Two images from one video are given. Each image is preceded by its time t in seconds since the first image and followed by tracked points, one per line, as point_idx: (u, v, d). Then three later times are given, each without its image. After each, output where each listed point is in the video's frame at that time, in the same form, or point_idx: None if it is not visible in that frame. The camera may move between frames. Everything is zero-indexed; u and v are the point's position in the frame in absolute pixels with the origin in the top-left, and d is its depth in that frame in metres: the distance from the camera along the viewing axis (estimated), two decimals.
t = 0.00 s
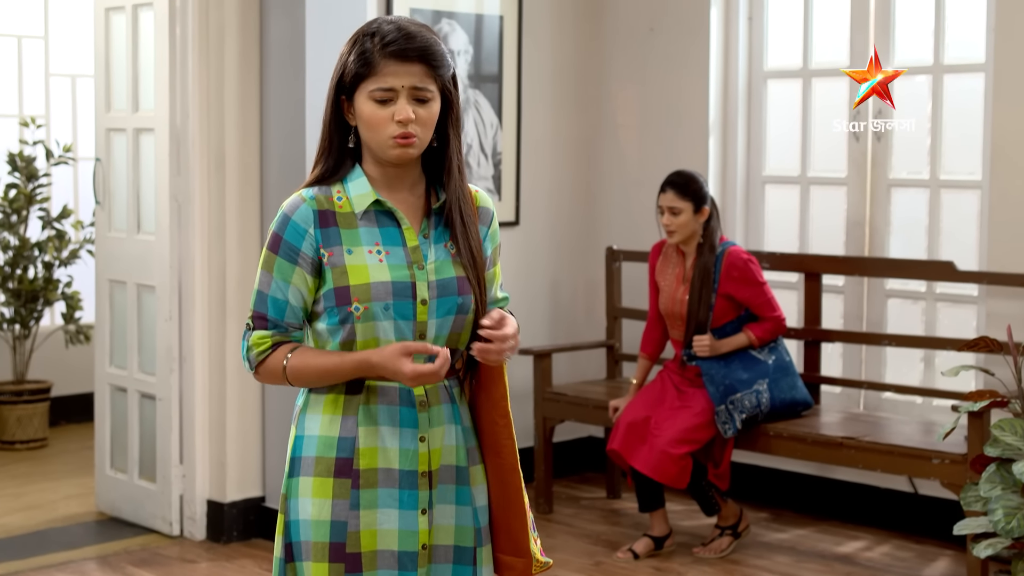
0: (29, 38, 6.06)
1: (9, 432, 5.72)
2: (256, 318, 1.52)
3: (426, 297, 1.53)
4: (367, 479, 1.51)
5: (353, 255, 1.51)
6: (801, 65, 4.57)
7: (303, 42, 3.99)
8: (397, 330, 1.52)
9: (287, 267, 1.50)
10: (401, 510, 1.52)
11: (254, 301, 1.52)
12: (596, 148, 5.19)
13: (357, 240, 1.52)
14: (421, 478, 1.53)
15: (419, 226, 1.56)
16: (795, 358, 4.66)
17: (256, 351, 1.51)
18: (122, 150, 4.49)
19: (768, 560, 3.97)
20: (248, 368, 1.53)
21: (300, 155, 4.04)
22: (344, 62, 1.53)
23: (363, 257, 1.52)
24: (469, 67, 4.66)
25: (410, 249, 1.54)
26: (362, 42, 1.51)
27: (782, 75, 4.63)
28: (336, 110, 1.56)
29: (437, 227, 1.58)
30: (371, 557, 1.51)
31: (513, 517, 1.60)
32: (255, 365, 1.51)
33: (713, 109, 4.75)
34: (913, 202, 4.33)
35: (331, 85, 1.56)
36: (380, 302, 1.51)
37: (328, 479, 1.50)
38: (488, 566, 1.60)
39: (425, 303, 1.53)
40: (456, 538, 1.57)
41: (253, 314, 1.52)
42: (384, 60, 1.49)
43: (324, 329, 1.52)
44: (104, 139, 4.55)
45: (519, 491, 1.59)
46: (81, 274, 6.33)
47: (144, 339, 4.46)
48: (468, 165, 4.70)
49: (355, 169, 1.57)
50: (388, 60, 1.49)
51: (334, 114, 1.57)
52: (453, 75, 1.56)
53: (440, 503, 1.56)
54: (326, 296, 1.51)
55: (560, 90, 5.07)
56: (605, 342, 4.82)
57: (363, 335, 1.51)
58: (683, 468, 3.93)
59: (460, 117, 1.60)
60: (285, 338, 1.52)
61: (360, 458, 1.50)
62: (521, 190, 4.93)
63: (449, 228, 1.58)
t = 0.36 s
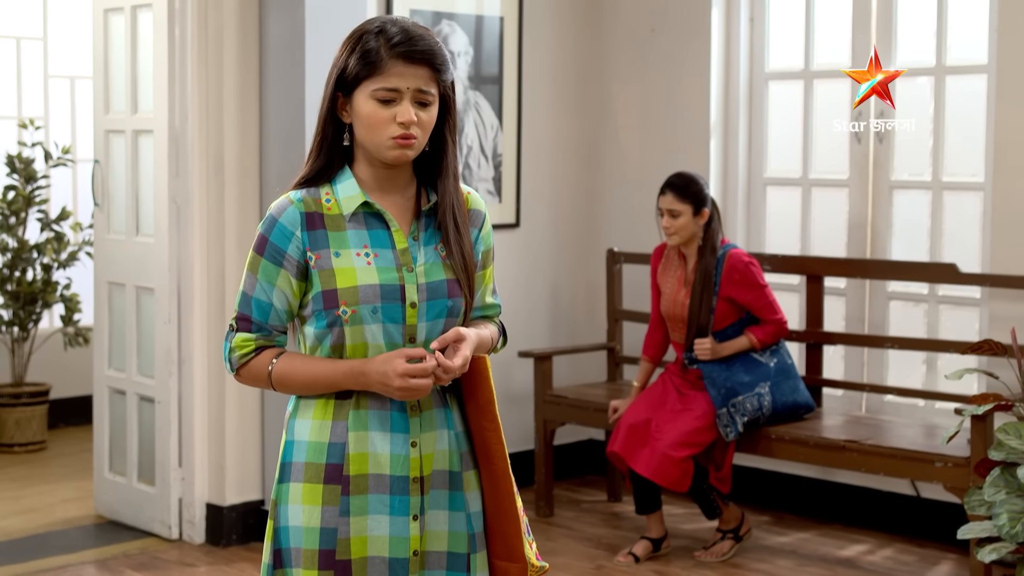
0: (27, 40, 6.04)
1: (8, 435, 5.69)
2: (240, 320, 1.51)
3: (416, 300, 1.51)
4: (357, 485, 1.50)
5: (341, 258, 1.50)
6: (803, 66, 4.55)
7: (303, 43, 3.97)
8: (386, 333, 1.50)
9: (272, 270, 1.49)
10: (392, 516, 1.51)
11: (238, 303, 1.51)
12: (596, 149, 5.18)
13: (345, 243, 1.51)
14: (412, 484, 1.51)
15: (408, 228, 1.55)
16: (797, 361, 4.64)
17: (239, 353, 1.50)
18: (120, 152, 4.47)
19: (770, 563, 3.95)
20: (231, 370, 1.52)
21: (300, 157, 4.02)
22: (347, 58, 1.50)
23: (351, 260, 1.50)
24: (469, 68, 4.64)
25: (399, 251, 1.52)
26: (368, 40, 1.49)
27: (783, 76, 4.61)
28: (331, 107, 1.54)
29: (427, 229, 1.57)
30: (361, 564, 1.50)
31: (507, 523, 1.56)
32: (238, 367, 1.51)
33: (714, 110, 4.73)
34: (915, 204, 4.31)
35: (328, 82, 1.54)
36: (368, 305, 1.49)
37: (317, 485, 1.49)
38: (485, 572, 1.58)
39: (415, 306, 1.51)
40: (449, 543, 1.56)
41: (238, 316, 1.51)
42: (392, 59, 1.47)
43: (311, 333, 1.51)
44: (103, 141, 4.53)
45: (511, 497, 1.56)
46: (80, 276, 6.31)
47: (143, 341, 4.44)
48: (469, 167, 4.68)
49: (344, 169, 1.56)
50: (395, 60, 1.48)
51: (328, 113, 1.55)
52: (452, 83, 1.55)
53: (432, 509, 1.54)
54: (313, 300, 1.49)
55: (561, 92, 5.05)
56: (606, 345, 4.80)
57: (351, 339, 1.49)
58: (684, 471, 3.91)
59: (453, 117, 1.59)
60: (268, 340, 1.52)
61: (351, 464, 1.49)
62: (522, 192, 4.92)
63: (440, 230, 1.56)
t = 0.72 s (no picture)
0: (24, 41, 6.02)
1: (4, 437, 5.67)
2: (229, 323, 1.49)
3: (408, 302, 1.50)
4: (348, 491, 1.48)
5: (332, 260, 1.48)
6: (803, 67, 4.53)
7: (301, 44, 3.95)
8: (378, 336, 1.49)
9: (262, 272, 1.47)
10: (384, 522, 1.49)
11: (227, 305, 1.49)
12: (595, 150, 5.16)
13: (336, 245, 1.49)
14: (404, 489, 1.50)
15: (399, 230, 1.53)
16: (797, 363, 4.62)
17: (228, 357, 1.48)
18: (117, 153, 4.45)
19: (770, 566, 3.93)
20: (220, 375, 1.50)
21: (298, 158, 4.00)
22: (336, 58, 1.48)
23: (342, 262, 1.48)
24: (468, 69, 4.62)
25: (389, 253, 1.51)
26: (358, 40, 1.47)
27: (783, 76, 4.60)
28: (320, 109, 1.52)
29: (418, 230, 1.55)
30: (352, 570, 1.48)
31: (498, 526, 1.56)
32: (227, 371, 1.49)
33: (714, 111, 4.71)
34: (916, 205, 4.29)
35: (317, 83, 1.51)
36: (361, 308, 1.48)
37: (308, 491, 1.48)
38: None
39: (407, 309, 1.50)
40: (440, 549, 1.54)
41: (226, 318, 1.49)
42: (385, 60, 1.46)
43: (302, 337, 1.49)
44: (100, 142, 4.51)
45: (502, 499, 1.55)
46: (76, 277, 6.29)
47: (140, 343, 4.42)
48: (468, 169, 4.66)
49: (333, 172, 1.53)
50: (387, 61, 1.46)
51: (316, 115, 1.52)
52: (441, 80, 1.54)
53: (423, 514, 1.53)
54: (303, 302, 1.48)
55: (560, 93, 5.03)
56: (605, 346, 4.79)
57: (344, 341, 1.48)
58: (684, 474, 3.89)
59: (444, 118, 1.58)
60: (258, 343, 1.50)
61: (341, 470, 1.47)
62: (521, 193, 4.90)
63: (431, 231, 1.55)
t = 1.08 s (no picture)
0: (23, 40, 6.00)
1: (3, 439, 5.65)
2: (217, 327, 1.46)
3: (399, 304, 1.48)
4: (341, 497, 1.46)
5: (322, 263, 1.46)
6: (805, 67, 4.51)
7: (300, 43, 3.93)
8: (369, 339, 1.47)
9: (251, 275, 1.44)
10: (378, 527, 1.47)
11: (215, 309, 1.45)
12: (596, 150, 5.14)
13: (326, 247, 1.47)
14: (398, 493, 1.48)
15: (388, 231, 1.52)
16: (799, 364, 4.60)
17: (217, 362, 1.45)
18: (116, 153, 4.43)
19: (772, 568, 3.91)
20: (207, 380, 1.47)
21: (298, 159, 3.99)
22: (324, 56, 1.47)
23: (332, 264, 1.46)
24: (468, 69, 4.60)
25: (380, 254, 1.49)
26: (348, 37, 1.45)
27: (785, 76, 4.58)
28: (308, 108, 1.50)
29: (407, 231, 1.54)
30: None
31: (493, 529, 1.55)
32: (216, 376, 1.46)
33: (715, 111, 4.69)
34: (918, 206, 4.27)
35: (304, 82, 1.49)
36: (353, 311, 1.46)
37: (300, 498, 1.45)
38: None
39: (398, 311, 1.49)
40: (434, 552, 1.52)
41: (214, 322, 1.46)
42: (376, 56, 1.44)
43: (292, 342, 1.46)
44: (99, 142, 4.49)
45: (496, 502, 1.54)
46: (75, 278, 6.27)
47: (139, 344, 4.40)
48: (468, 169, 4.64)
49: (321, 172, 1.51)
50: (378, 58, 1.45)
51: (304, 113, 1.50)
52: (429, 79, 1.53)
53: (417, 518, 1.51)
54: (293, 306, 1.45)
55: (560, 93, 5.01)
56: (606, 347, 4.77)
57: (336, 344, 1.46)
58: (685, 476, 3.86)
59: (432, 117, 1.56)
60: (247, 348, 1.47)
61: (334, 475, 1.45)
62: (521, 194, 4.88)
63: (420, 234, 1.54)
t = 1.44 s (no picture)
0: (21, 39, 5.98)
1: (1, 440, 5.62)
2: (209, 331, 1.43)
3: (395, 305, 1.46)
4: (338, 502, 1.44)
5: (316, 264, 1.44)
6: (806, 66, 4.49)
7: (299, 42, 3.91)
8: (365, 341, 1.45)
9: (244, 278, 1.42)
10: (375, 532, 1.45)
11: (207, 314, 1.43)
12: (597, 149, 5.11)
13: (320, 248, 1.45)
14: (395, 498, 1.46)
15: (381, 230, 1.50)
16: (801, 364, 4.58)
17: (210, 368, 1.43)
18: (115, 152, 4.41)
19: (774, 570, 3.89)
20: (200, 386, 1.44)
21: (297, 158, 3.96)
22: (316, 51, 1.45)
23: (326, 266, 1.44)
24: (468, 68, 4.58)
25: (374, 255, 1.47)
26: (340, 32, 1.44)
27: (786, 76, 4.56)
28: (298, 105, 1.48)
29: (400, 231, 1.52)
30: None
31: (492, 532, 1.53)
32: (209, 382, 1.43)
33: (716, 111, 4.67)
34: (920, 205, 4.25)
35: (295, 79, 1.48)
36: (348, 313, 1.44)
37: (296, 503, 1.43)
38: None
39: (394, 312, 1.46)
40: (432, 557, 1.50)
41: (206, 327, 1.43)
42: (369, 49, 1.43)
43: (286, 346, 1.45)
44: (98, 142, 4.47)
45: (495, 504, 1.52)
46: (74, 278, 6.25)
47: (138, 344, 4.38)
48: (468, 168, 4.62)
49: (311, 171, 1.49)
50: (372, 51, 1.43)
51: (295, 110, 1.48)
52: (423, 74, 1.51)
53: (414, 523, 1.49)
54: (287, 309, 1.43)
55: (561, 92, 4.99)
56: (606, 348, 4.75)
57: (331, 347, 1.44)
58: (687, 477, 3.84)
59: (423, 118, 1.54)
60: (240, 352, 1.45)
61: (330, 480, 1.43)
62: (521, 193, 4.86)
63: (413, 232, 1.52)
